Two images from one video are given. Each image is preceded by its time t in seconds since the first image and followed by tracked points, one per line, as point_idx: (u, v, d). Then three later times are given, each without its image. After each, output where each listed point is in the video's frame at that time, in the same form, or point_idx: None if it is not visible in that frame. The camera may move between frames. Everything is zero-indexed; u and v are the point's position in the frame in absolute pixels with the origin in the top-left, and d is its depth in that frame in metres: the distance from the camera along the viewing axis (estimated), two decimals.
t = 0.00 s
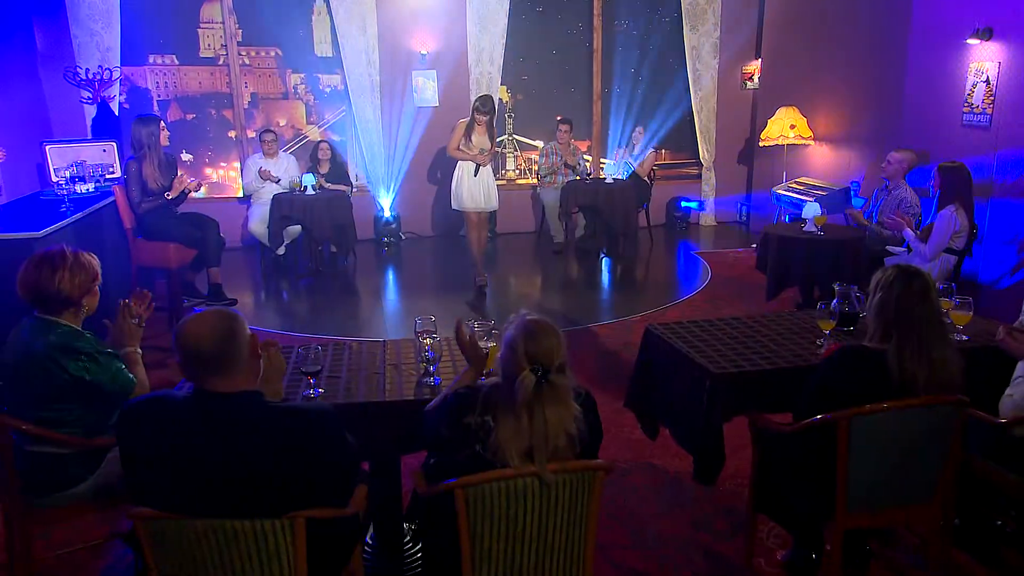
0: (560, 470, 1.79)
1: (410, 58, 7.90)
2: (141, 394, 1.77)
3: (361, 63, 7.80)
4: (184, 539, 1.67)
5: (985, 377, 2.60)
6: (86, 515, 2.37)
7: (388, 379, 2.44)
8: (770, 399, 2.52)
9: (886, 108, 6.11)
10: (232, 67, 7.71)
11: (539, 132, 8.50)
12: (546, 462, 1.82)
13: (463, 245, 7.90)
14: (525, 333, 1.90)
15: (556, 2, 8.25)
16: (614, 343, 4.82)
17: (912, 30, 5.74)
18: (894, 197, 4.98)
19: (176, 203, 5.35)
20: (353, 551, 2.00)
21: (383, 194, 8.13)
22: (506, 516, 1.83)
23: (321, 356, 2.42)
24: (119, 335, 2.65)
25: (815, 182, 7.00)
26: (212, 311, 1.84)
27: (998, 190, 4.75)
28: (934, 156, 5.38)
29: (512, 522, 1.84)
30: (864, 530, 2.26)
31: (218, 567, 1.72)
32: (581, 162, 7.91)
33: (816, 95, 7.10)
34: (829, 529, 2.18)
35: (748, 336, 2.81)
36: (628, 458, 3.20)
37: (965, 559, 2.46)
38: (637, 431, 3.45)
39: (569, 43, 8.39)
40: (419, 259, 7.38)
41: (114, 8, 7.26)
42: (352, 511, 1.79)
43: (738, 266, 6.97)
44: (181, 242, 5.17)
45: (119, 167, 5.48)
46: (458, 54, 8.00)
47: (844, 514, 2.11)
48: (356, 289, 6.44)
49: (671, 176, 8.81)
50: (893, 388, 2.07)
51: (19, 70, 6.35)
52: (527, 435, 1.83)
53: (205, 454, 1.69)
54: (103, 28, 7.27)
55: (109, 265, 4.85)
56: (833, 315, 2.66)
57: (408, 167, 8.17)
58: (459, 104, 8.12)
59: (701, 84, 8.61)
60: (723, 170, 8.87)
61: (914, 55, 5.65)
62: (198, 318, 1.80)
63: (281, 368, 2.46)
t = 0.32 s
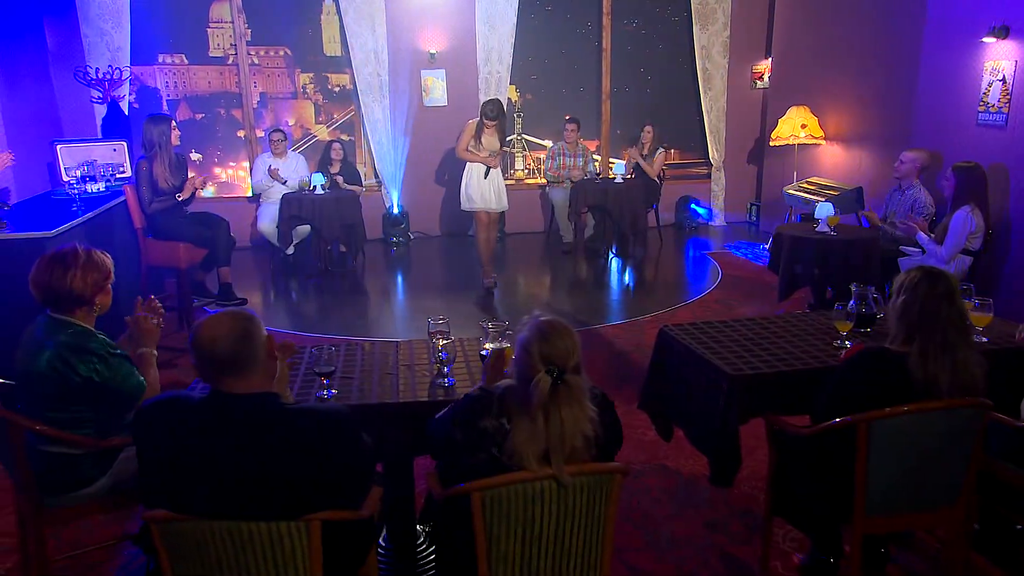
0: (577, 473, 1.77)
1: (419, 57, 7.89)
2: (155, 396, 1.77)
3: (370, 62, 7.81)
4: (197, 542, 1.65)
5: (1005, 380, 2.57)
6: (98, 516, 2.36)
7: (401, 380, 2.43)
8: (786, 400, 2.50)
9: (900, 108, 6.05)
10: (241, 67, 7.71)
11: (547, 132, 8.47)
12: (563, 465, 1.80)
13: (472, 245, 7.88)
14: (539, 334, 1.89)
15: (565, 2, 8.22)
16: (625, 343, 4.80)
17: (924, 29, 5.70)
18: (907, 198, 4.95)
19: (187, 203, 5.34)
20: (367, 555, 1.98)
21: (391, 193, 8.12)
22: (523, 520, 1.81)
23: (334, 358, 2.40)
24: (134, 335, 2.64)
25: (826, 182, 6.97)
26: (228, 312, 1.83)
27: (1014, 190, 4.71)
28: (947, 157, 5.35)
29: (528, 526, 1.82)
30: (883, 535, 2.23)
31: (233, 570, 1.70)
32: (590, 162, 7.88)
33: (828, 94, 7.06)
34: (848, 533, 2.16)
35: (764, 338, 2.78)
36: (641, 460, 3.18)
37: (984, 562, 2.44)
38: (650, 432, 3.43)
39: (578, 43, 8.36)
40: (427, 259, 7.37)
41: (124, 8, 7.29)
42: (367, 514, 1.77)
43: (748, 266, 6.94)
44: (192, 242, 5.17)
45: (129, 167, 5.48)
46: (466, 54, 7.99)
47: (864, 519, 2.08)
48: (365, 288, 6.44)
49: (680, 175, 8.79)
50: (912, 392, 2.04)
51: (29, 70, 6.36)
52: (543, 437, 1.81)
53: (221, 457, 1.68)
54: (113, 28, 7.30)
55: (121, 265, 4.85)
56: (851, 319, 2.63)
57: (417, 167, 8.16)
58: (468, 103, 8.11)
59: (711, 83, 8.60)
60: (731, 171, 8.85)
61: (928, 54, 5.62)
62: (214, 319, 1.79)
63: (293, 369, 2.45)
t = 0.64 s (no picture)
0: (600, 476, 1.75)
1: (432, 57, 7.88)
2: (176, 397, 1.76)
3: (384, 62, 7.81)
4: (217, 543, 1.64)
5: None
6: (118, 517, 2.36)
7: (420, 382, 2.41)
8: (809, 404, 2.46)
9: (919, 107, 6.03)
10: (255, 66, 7.72)
11: (560, 132, 8.43)
12: (586, 468, 1.78)
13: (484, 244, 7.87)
14: (561, 334, 1.86)
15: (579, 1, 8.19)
16: (640, 345, 4.78)
17: (949, 28, 5.66)
18: (927, 199, 4.90)
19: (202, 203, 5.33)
20: (386, 560, 1.96)
21: (404, 192, 8.11)
22: (546, 524, 1.78)
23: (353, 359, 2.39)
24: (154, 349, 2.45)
25: (842, 182, 6.92)
26: (249, 313, 1.82)
27: None
28: (967, 157, 5.39)
29: (550, 529, 1.79)
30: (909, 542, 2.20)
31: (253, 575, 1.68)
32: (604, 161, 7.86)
33: (844, 93, 7.02)
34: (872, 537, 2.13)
35: (785, 340, 2.75)
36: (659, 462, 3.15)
37: (1011, 569, 2.40)
38: (667, 435, 3.40)
39: (592, 42, 8.32)
40: (439, 259, 7.36)
41: (139, 8, 7.31)
42: (388, 518, 1.75)
43: (764, 267, 6.89)
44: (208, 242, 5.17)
45: (145, 166, 5.48)
46: (480, 54, 7.98)
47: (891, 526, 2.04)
48: (378, 288, 6.44)
49: (693, 175, 8.74)
50: (941, 395, 2.01)
51: (46, 70, 6.39)
52: (566, 439, 1.78)
53: (241, 460, 1.66)
54: (128, 28, 7.32)
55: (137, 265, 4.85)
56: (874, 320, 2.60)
57: (430, 167, 8.15)
58: (481, 102, 8.09)
59: (725, 82, 8.57)
60: (745, 171, 8.80)
61: (948, 55, 5.68)
62: (236, 320, 1.78)
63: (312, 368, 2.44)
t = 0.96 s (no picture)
0: (625, 479, 1.72)
1: (445, 57, 7.87)
2: (200, 400, 1.76)
3: (397, 62, 7.80)
4: (235, 547, 1.62)
5: None
6: (137, 518, 2.35)
7: (438, 384, 2.39)
8: (832, 409, 2.42)
9: (939, 107, 5.98)
10: (268, 66, 7.73)
11: (572, 132, 8.40)
12: (611, 473, 1.74)
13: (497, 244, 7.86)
14: (582, 335, 1.82)
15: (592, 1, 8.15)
16: (655, 346, 4.75)
17: (971, 28, 5.60)
18: (947, 199, 4.85)
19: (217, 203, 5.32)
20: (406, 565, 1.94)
21: (417, 191, 8.10)
22: (570, 530, 1.76)
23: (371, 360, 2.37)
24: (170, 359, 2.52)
25: (858, 182, 6.87)
26: (272, 316, 1.80)
27: None
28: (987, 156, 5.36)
29: (574, 535, 1.77)
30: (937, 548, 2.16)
31: None
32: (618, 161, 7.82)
33: (861, 93, 6.97)
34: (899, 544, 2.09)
35: (807, 344, 2.70)
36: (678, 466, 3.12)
37: None
38: (685, 438, 3.37)
39: (606, 41, 8.29)
40: (452, 259, 7.35)
41: (154, 8, 7.33)
42: (410, 522, 1.73)
43: (778, 268, 6.84)
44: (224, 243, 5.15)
45: (160, 166, 5.50)
46: (492, 54, 7.96)
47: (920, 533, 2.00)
48: (391, 288, 6.43)
49: (707, 175, 8.70)
50: (970, 400, 1.98)
51: (63, 70, 6.42)
52: (589, 442, 1.75)
53: (262, 464, 1.65)
54: (144, 27, 7.33)
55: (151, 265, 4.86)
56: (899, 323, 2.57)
57: (442, 168, 8.14)
58: (494, 102, 8.08)
59: (739, 82, 8.49)
60: (760, 171, 8.75)
61: (969, 54, 5.63)
62: (260, 324, 1.76)
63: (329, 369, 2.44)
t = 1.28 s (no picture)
0: (652, 484, 1.69)
1: (457, 57, 7.86)
2: (222, 404, 1.75)
3: (409, 62, 7.79)
4: (256, 553, 1.61)
5: None
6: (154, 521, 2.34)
7: (457, 387, 2.37)
8: (856, 413, 2.39)
9: (956, 107, 5.92)
10: (280, 66, 7.73)
11: (584, 132, 8.36)
12: (637, 479, 1.72)
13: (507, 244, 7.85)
14: (606, 336, 1.80)
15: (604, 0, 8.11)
16: (670, 349, 4.72)
17: (990, 27, 5.53)
18: (966, 200, 4.82)
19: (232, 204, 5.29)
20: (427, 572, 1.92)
21: (429, 191, 8.09)
22: (594, 536, 1.73)
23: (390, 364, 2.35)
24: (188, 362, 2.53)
25: (874, 183, 6.82)
26: (296, 321, 1.79)
27: None
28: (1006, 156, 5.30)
29: (598, 542, 1.74)
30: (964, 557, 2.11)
31: None
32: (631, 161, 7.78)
33: (876, 93, 6.92)
34: (927, 551, 2.05)
35: (829, 348, 2.67)
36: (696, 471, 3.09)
37: None
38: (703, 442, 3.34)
39: (618, 41, 8.26)
40: (463, 259, 7.34)
41: (167, 9, 7.34)
42: (432, 527, 1.71)
43: (792, 269, 6.79)
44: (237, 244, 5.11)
45: (174, 166, 5.50)
46: (504, 54, 7.94)
47: (948, 541, 1.97)
48: (403, 288, 6.42)
49: (719, 175, 8.65)
50: (1000, 406, 1.94)
51: (77, 70, 6.45)
52: (615, 444, 1.71)
53: (283, 470, 1.63)
54: (157, 28, 7.34)
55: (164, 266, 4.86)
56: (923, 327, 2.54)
57: (454, 168, 8.13)
58: (505, 102, 8.06)
59: (752, 82, 8.44)
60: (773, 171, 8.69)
61: (987, 53, 5.57)
62: (284, 330, 1.75)
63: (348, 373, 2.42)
